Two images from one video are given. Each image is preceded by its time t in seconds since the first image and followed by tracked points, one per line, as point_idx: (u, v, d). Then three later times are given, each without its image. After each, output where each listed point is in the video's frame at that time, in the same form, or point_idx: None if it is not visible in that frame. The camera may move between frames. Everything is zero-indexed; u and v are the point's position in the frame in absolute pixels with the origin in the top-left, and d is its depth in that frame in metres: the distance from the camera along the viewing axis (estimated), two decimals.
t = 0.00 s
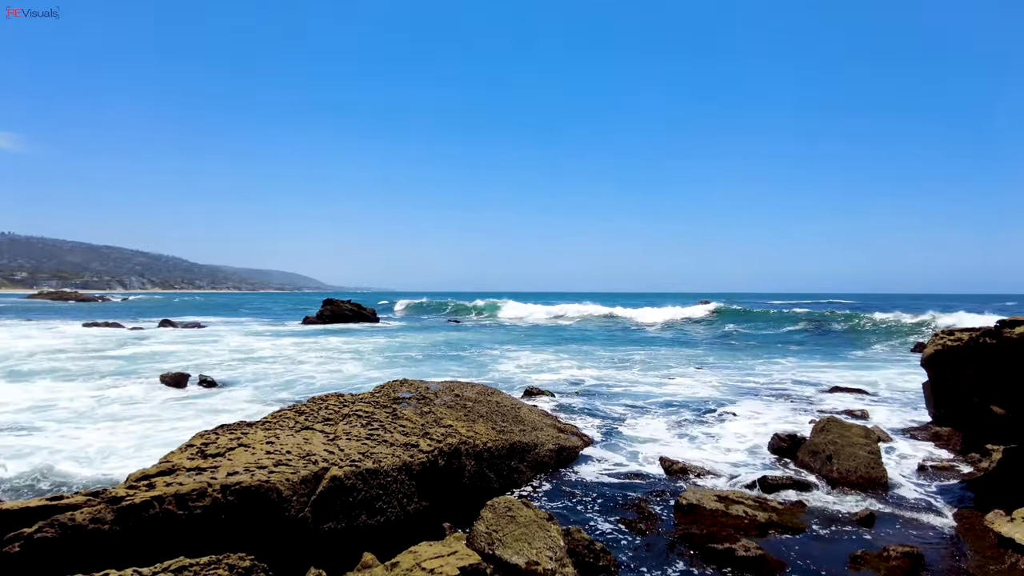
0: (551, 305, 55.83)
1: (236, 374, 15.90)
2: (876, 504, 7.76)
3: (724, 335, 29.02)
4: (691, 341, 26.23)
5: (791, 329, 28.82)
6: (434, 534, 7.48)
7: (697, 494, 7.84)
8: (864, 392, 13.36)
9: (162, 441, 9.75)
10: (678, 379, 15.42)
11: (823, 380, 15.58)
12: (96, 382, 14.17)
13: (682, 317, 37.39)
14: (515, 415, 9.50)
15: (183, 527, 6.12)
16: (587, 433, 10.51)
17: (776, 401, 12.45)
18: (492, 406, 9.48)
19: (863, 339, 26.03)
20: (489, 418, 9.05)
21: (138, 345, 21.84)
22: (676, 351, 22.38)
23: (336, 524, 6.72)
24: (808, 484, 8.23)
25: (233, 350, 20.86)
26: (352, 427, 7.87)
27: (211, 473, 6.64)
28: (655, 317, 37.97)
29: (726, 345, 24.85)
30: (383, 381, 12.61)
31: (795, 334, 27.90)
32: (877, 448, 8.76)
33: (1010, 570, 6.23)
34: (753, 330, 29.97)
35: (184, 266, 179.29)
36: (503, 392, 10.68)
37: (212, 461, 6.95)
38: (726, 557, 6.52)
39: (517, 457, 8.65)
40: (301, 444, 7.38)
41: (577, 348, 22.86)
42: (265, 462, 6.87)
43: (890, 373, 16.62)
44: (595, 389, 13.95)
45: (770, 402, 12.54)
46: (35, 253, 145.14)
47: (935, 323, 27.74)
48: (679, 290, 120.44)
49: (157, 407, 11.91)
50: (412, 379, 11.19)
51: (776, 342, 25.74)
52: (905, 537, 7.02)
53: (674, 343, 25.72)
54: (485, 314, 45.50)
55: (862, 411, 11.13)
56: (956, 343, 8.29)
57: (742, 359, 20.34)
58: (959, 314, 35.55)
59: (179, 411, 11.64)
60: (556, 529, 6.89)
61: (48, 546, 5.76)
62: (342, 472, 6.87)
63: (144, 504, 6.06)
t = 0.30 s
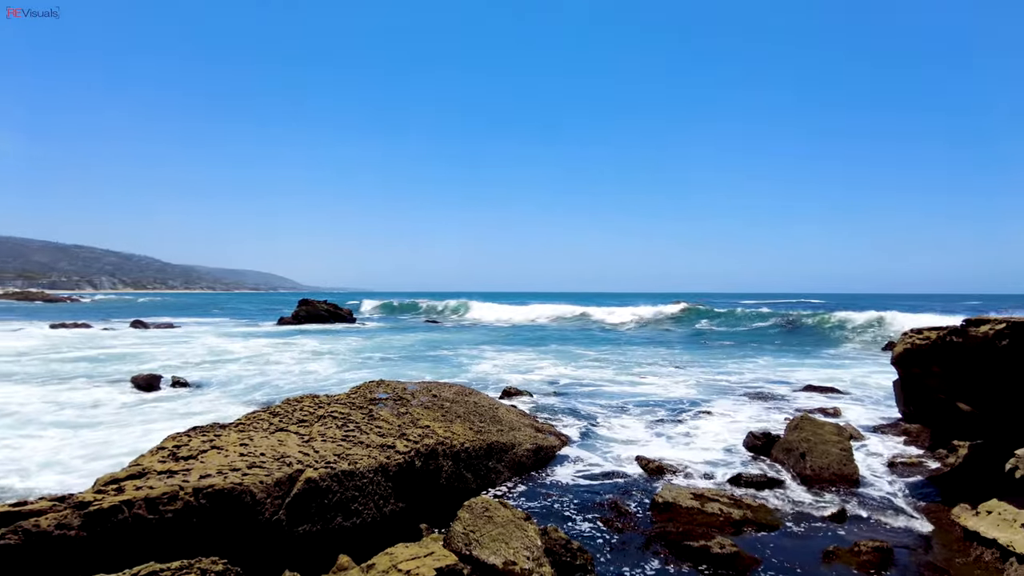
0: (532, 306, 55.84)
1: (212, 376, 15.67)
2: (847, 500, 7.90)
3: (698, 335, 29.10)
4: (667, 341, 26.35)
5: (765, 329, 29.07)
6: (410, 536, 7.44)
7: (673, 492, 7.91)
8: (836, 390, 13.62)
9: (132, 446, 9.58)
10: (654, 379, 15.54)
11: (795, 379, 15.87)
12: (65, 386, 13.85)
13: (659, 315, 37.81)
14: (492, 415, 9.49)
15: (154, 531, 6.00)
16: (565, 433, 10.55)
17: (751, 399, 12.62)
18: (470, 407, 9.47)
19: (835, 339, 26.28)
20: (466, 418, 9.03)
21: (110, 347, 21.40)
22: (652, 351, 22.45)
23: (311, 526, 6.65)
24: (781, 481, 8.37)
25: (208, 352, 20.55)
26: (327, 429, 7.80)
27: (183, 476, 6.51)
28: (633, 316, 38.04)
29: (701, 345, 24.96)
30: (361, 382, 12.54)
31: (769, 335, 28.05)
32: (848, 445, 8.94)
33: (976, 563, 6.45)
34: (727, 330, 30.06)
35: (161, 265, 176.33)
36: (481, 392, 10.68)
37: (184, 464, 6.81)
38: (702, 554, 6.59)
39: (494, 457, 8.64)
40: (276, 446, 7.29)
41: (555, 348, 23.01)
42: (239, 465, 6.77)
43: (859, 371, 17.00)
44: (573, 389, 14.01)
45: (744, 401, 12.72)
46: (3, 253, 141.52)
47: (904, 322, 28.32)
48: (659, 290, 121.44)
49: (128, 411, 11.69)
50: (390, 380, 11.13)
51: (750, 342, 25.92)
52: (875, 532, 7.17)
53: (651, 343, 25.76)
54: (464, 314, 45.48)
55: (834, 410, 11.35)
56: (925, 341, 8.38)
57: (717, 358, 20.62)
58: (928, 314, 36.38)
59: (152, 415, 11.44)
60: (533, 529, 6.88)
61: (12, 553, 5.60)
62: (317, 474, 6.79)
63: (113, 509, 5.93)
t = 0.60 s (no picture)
0: (512, 306, 55.65)
1: (186, 378, 15.41)
2: (818, 496, 8.04)
3: (674, 335, 29.05)
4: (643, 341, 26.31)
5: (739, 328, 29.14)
6: (385, 537, 7.39)
7: (648, 490, 7.97)
8: (808, 388, 13.86)
9: (98, 451, 9.37)
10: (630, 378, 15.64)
11: (768, 377, 16.14)
12: (29, 390, 13.50)
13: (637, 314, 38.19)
14: (468, 415, 9.48)
15: (120, 536, 5.87)
16: (542, 433, 10.58)
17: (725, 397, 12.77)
18: (446, 407, 9.44)
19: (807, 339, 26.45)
20: (442, 419, 9.00)
21: (78, 349, 20.91)
22: (628, 351, 22.45)
23: (283, 529, 6.57)
24: (754, 479, 8.51)
25: (182, 353, 20.21)
26: (301, 430, 7.73)
27: (151, 479, 6.38)
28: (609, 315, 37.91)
29: (676, 346, 24.89)
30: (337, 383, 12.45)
31: (744, 335, 28.04)
32: (819, 443, 9.11)
33: (940, 555, 6.64)
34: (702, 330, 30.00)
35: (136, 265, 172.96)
36: (457, 393, 10.66)
37: (153, 467, 6.67)
38: (676, 552, 6.65)
39: (470, 457, 8.63)
40: (248, 448, 7.19)
41: (533, 348, 23.11)
42: (210, 467, 6.65)
43: (830, 369, 17.36)
44: (549, 389, 14.05)
45: (718, 399, 12.90)
46: None
47: (871, 320, 29.02)
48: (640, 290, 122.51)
49: (96, 415, 11.44)
50: (365, 380, 11.05)
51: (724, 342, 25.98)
52: (845, 526, 7.30)
53: (627, 343, 25.67)
54: (442, 314, 45.39)
55: (806, 407, 11.56)
56: (893, 340, 8.60)
57: (692, 357, 20.89)
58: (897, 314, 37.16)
59: (123, 419, 11.21)
60: (509, 528, 6.88)
61: None
62: (290, 476, 6.71)
63: (77, 514, 5.80)
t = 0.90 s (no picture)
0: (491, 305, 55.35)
1: (158, 380, 15.11)
2: (790, 492, 8.19)
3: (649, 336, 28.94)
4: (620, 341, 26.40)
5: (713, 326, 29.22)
6: (360, 539, 7.33)
7: (623, 489, 8.03)
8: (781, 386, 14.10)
9: (63, 457, 9.14)
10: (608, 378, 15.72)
11: (741, 375, 16.39)
12: None
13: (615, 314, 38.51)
14: (444, 416, 9.47)
15: (86, 542, 5.72)
16: (519, 433, 10.61)
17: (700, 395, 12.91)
18: (422, 408, 9.42)
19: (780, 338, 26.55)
20: (418, 419, 8.98)
21: (46, 351, 20.38)
22: (605, 351, 22.50)
23: (256, 532, 6.46)
24: (728, 476, 8.63)
25: (154, 355, 19.81)
26: (274, 432, 7.64)
27: (119, 483, 6.23)
28: (586, 314, 37.77)
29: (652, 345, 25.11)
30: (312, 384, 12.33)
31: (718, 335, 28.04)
32: (791, 440, 9.30)
33: (907, 548, 6.80)
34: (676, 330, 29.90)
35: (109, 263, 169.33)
36: (433, 394, 10.63)
37: (121, 470, 6.51)
38: (651, 550, 6.70)
39: (446, 458, 8.62)
40: (219, 450, 7.07)
41: (512, 348, 23.16)
42: (180, 470, 6.53)
43: (801, 367, 17.71)
44: (527, 389, 14.04)
45: (693, 398, 13.05)
46: None
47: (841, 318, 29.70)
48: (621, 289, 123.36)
49: (63, 420, 11.16)
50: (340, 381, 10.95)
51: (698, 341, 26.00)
52: (816, 521, 7.44)
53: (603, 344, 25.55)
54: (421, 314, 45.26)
55: (778, 406, 11.76)
56: (863, 339, 8.78)
57: (668, 356, 21.12)
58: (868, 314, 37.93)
59: (92, 424, 10.95)
60: (485, 529, 6.86)
61: None
62: (263, 478, 6.62)
63: (41, 520, 5.64)
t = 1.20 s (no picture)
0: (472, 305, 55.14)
1: (132, 382, 14.83)
2: (765, 489, 8.31)
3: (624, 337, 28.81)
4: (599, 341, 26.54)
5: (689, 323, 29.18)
6: (339, 541, 7.26)
7: (602, 488, 8.07)
8: (757, 385, 14.31)
9: (31, 463, 8.92)
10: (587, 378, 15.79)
11: (719, 375, 16.60)
12: None
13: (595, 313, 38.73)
14: (423, 417, 9.44)
15: (55, 548, 5.57)
16: (499, 433, 10.63)
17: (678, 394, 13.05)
18: (400, 408, 9.38)
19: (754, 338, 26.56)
20: (396, 420, 8.95)
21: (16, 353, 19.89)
22: (585, 351, 22.58)
23: (232, 535, 6.37)
24: (705, 475, 8.73)
25: (129, 356, 19.45)
26: (250, 434, 7.56)
27: (90, 487, 6.08)
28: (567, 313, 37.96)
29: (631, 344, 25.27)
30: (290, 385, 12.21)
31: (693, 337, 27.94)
32: (767, 439, 9.44)
33: (879, 544, 6.94)
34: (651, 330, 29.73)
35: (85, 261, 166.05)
36: (412, 394, 10.59)
37: (92, 474, 6.34)
38: (630, 548, 6.75)
39: (425, 459, 8.60)
40: (194, 452, 6.96)
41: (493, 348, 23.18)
42: (154, 473, 6.41)
43: (777, 366, 17.99)
44: (507, 389, 14.06)
45: (672, 396, 13.18)
46: None
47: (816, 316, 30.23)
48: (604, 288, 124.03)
49: (33, 424, 10.89)
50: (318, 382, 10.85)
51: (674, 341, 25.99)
52: (792, 518, 7.56)
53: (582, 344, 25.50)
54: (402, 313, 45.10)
55: (755, 404, 11.93)
56: (836, 339, 8.89)
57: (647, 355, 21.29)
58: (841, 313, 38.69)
59: (63, 428, 10.71)
60: (464, 529, 6.82)
61: None
62: (238, 481, 6.54)
63: (7, 526, 5.47)
